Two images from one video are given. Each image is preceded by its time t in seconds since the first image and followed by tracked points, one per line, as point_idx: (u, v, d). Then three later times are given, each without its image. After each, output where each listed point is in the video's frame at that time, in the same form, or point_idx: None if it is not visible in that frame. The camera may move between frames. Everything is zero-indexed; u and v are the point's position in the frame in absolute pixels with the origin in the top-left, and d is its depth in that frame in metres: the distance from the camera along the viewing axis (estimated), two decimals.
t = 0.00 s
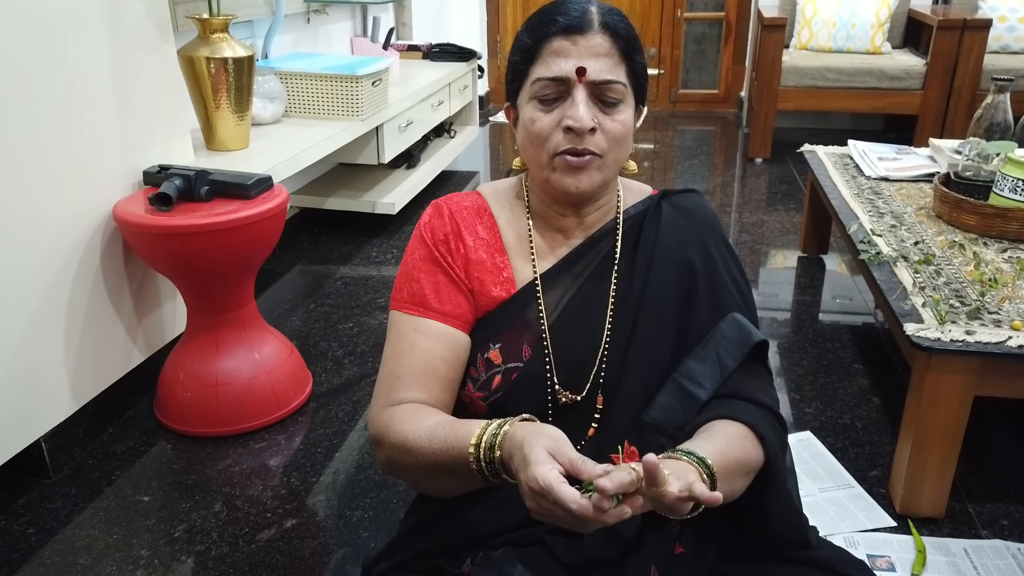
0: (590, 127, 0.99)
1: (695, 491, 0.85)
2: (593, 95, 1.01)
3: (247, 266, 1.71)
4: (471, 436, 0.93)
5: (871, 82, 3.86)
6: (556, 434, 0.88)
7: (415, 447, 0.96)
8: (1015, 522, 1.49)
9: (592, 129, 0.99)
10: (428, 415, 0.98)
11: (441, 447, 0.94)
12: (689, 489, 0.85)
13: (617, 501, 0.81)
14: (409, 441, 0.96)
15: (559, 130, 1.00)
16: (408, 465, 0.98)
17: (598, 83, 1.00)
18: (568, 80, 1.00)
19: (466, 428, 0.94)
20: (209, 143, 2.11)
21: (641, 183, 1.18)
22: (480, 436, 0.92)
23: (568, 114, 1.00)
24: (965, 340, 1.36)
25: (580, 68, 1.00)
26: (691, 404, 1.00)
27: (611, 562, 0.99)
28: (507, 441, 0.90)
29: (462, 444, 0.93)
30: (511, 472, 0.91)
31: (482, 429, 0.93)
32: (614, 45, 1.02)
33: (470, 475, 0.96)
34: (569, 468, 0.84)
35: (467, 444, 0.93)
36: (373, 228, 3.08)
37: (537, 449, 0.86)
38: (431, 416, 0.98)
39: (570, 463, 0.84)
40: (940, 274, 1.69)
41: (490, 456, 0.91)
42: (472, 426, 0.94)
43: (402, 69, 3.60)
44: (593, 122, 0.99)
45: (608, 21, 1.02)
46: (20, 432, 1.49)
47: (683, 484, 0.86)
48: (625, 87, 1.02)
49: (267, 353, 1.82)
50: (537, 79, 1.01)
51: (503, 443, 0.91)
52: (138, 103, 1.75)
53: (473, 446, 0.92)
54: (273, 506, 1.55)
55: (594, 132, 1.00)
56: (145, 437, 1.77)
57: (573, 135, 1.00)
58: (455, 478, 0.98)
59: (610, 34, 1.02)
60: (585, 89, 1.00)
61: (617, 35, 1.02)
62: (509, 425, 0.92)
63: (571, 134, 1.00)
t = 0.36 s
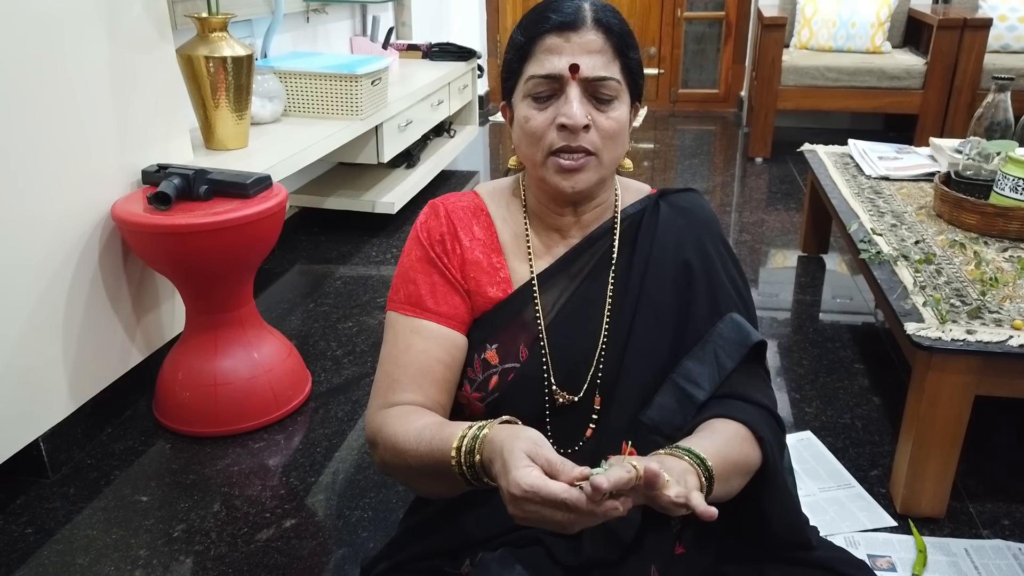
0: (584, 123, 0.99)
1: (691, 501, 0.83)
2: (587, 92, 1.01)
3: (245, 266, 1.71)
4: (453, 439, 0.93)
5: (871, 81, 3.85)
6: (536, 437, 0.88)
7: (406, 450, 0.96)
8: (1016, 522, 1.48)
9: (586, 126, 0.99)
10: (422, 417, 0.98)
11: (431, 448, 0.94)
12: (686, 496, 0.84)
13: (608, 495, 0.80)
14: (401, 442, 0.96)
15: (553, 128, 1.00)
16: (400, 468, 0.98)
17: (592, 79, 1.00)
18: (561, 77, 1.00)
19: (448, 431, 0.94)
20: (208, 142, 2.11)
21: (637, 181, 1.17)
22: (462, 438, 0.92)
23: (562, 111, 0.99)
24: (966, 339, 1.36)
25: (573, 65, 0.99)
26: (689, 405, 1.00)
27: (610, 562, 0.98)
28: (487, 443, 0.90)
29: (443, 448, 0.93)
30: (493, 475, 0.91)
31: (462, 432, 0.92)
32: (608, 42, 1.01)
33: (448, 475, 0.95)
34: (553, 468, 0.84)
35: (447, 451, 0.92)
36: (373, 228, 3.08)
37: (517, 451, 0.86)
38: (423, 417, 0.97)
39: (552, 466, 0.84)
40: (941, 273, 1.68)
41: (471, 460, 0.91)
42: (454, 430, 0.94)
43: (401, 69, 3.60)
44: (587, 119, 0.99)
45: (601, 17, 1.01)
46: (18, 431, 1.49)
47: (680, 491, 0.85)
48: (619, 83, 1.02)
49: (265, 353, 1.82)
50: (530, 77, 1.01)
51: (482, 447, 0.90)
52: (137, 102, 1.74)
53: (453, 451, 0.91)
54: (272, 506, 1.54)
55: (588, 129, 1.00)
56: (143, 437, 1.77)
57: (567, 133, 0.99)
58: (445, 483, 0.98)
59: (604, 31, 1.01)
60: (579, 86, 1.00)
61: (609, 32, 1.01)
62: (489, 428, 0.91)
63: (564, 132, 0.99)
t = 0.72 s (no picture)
0: (583, 126, 0.99)
1: (694, 493, 0.85)
2: (586, 94, 1.01)
3: (246, 266, 1.71)
4: (454, 455, 0.92)
5: (871, 81, 3.86)
6: (534, 445, 0.88)
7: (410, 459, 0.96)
8: (1016, 522, 1.48)
9: (586, 128, 0.99)
10: (424, 425, 0.98)
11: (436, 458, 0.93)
12: (687, 490, 0.85)
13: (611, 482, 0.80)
14: (404, 451, 0.96)
15: (553, 130, 1.00)
16: (404, 477, 0.98)
17: (591, 81, 1.00)
18: (561, 80, 1.00)
19: (449, 447, 0.93)
20: (208, 143, 2.11)
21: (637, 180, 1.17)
22: (463, 455, 0.92)
23: (562, 113, 0.99)
24: (965, 339, 1.36)
25: (572, 67, 0.99)
26: (691, 404, 1.00)
27: (610, 562, 0.98)
28: (486, 464, 0.90)
29: (444, 464, 0.93)
30: (496, 494, 0.91)
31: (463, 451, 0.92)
32: (606, 43, 1.01)
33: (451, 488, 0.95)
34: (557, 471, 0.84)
35: (449, 466, 0.92)
36: (373, 228, 3.08)
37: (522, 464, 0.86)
38: (424, 426, 0.97)
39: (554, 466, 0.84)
40: (941, 273, 1.68)
41: (472, 482, 0.91)
42: (455, 443, 0.94)
43: (401, 69, 3.60)
44: (587, 121, 0.99)
45: (599, 18, 1.01)
46: (19, 431, 1.49)
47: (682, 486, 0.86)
48: (618, 85, 1.02)
49: (266, 353, 1.82)
50: (530, 79, 1.01)
51: (482, 468, 0.90)
52: (137, 102, 1.74)
53: (454, 469, 0.92)
54: (272, 506, 1.54)
55: (587, 131, 1.00)
56: (143, 437, 1.77)
57: (567, 135, 0.99)
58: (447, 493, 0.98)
59: (603, 31, 1.01)
60: (578, 88, 1.00)
61: (608, 32, 1.01)
62: (485, 449, 0.91)
63: (564, 134, 0.99)
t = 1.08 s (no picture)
0: (561, 130, 0.98)
1: (700, 516, 0.82)
2: (558, 96, 1.00)
3: (244, 266, 1.71)
4: (457, 461, 0.93)
5: (870, 82, 3.86)
6: (525, 457, 0.87)
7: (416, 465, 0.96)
8: (1014, 522, 1.48)
9: (564, 131, 0.98)
10: (427, 430, 0.98)
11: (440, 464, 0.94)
12: (695, 513, 0.83)
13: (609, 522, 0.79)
14: (409, 456, 0.97)
15: (534, 140, 0.99)
16: (410, 481, 0.99)
17: (560, 84, 0.99)
18: (529, 90, 0.99)
19: (451, 453, 0.93)
20: (207, 143, 2.11)
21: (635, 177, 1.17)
22: (466, 461, 0.92)
23: (537, 123, 0.99)
24: (964, 339, 1.36)
25: (537, 74, 0.98)
26: (692, 403, 0.99)
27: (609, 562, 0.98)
28: (487, 472, 0.90)
29: (448, 469, 0.93)
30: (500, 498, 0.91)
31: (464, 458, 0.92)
32: (566, 42, 1.00)
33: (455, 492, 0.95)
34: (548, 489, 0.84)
35: (453, 471, 0.92)
36: (372, 228, 3.08)
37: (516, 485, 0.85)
38: (428, 430, 0.98)
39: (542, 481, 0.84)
40: (939, 273, 1.68)
41: (476, 487, 0.91)
42: (459, 448, 0.94)
43: (400, 69, 3.60)
44: (563, 125, 0.98)
45: (555, 19, 0.99)
46: (18, 431, 1.49)
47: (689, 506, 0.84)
48: (588, 79, 1.00)
49: (264, 353, 1.82)
50: (500, 95, 1.01)
51: (484, 474, 0.90)
52: (136, 102, 1.74)
53: (458, 474, 0.92)
54: (271, 507, 1.54)
55: (567, 133, 0.99)
56: (142, 437, 1.77)
57: (547, 141, 0.99)
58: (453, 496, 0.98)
59: (561, 32, 0.99)
60: (549, 93, 0.99)
61: (566, 31, 0.99)
62: (486, 455, 0.91)
63: (545, 141, 0.99)
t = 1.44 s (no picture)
0: (549, 137, 0.98)
1: (671, 514, 0.80)
2: (551, 103, 1.00)
3: (242, 266, 1.71)
4: (453, 466, 0.94)
5: (869, 82, 3.86)
6: (522, 470, 0.89)
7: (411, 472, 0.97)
8: (1013, 522, 1.49)
9: (551, 139, 0.98)
10: (418, 439, 0.98)
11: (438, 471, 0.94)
12: (665, 511, 0.81)
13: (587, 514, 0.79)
14: (402, 465, 0.98)
15: (521, 143, 0.99)
16: (407, 489, 1.00)
17: (553, 91, 0.99)
18: (522, 93, 0.99)
19: (446, 461, 0.94)
20: (206, 143, 2.11)
21: (622, 178, 1.17)
22: (461, 466, 0.93)
23: (526, 127, 0.98)
24: (962, 339, 1.36)
25: (531, 79, 0.98)
26: (677, 402, 1.00)
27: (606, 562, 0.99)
28: (482, 480, 0.91)
29: (441, 478, 0.94)
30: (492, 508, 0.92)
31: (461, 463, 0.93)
32: (565, 51, 0.99)
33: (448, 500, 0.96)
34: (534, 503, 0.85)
35: (446, 481, 0.93)
36: (371, 228, 3.08)
37: (507, 497, 0.87)
38: (422, 436, 0.99)
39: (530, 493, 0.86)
40: (938, 273, 1.68)
41: (468, 498, 0.92)
42: (452, 458, 0.95)
43: (400, 69, 3.60)
44: (552, 133, 0.98)
45: (557, 25, 0.99)
46: (17, 430, 1.49)
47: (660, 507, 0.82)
48: (582, 90, 1.00)
49: (263, 353, 1.82)
50: (493, 94, 1.00)
51: (477, 485, 0.91)
52: (135, 102, 1.75)
53: (451, 484, 0.93)
54: (270, 507, 1.54)
55: (555, 141, 0.99)
56: (141, 437, 1.77)
57: (534, 147, 0.99)
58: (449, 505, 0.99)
59: (560, 39, 0.99)
60: (541, 99, 0.99)
61: (564, 38, 0.99)
62: (479, 466, 0.92)
63: (531, 147, 0.99)
